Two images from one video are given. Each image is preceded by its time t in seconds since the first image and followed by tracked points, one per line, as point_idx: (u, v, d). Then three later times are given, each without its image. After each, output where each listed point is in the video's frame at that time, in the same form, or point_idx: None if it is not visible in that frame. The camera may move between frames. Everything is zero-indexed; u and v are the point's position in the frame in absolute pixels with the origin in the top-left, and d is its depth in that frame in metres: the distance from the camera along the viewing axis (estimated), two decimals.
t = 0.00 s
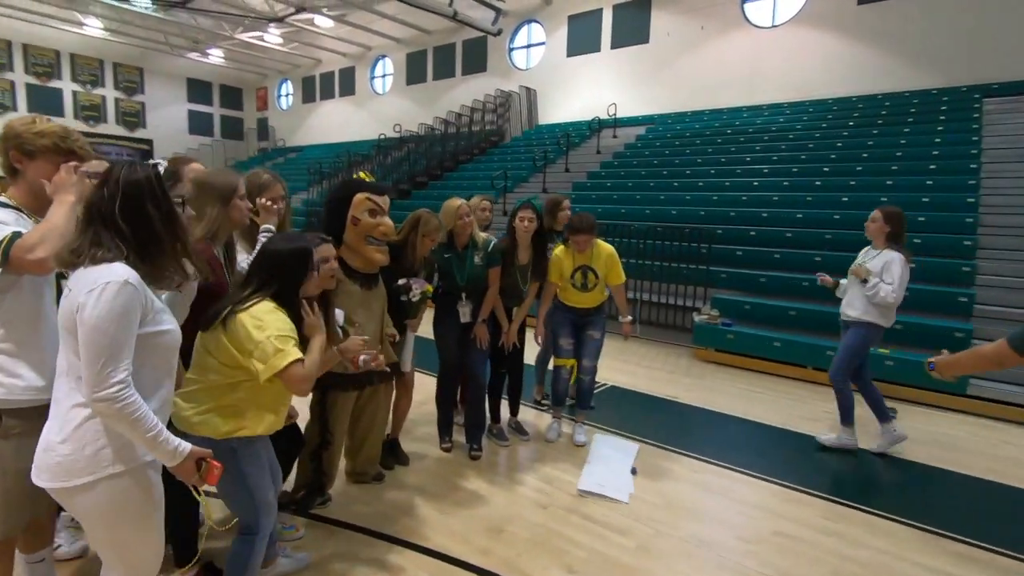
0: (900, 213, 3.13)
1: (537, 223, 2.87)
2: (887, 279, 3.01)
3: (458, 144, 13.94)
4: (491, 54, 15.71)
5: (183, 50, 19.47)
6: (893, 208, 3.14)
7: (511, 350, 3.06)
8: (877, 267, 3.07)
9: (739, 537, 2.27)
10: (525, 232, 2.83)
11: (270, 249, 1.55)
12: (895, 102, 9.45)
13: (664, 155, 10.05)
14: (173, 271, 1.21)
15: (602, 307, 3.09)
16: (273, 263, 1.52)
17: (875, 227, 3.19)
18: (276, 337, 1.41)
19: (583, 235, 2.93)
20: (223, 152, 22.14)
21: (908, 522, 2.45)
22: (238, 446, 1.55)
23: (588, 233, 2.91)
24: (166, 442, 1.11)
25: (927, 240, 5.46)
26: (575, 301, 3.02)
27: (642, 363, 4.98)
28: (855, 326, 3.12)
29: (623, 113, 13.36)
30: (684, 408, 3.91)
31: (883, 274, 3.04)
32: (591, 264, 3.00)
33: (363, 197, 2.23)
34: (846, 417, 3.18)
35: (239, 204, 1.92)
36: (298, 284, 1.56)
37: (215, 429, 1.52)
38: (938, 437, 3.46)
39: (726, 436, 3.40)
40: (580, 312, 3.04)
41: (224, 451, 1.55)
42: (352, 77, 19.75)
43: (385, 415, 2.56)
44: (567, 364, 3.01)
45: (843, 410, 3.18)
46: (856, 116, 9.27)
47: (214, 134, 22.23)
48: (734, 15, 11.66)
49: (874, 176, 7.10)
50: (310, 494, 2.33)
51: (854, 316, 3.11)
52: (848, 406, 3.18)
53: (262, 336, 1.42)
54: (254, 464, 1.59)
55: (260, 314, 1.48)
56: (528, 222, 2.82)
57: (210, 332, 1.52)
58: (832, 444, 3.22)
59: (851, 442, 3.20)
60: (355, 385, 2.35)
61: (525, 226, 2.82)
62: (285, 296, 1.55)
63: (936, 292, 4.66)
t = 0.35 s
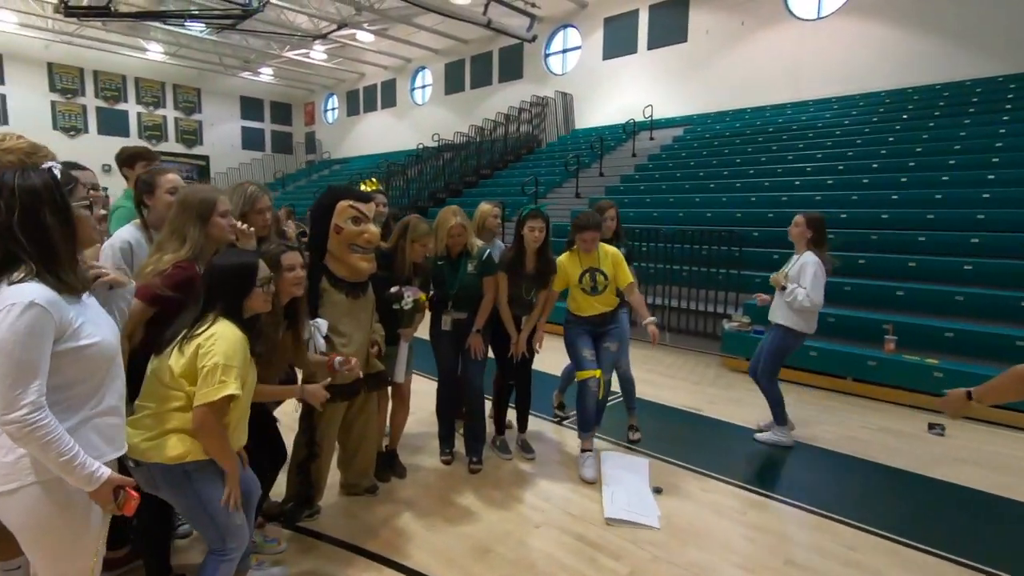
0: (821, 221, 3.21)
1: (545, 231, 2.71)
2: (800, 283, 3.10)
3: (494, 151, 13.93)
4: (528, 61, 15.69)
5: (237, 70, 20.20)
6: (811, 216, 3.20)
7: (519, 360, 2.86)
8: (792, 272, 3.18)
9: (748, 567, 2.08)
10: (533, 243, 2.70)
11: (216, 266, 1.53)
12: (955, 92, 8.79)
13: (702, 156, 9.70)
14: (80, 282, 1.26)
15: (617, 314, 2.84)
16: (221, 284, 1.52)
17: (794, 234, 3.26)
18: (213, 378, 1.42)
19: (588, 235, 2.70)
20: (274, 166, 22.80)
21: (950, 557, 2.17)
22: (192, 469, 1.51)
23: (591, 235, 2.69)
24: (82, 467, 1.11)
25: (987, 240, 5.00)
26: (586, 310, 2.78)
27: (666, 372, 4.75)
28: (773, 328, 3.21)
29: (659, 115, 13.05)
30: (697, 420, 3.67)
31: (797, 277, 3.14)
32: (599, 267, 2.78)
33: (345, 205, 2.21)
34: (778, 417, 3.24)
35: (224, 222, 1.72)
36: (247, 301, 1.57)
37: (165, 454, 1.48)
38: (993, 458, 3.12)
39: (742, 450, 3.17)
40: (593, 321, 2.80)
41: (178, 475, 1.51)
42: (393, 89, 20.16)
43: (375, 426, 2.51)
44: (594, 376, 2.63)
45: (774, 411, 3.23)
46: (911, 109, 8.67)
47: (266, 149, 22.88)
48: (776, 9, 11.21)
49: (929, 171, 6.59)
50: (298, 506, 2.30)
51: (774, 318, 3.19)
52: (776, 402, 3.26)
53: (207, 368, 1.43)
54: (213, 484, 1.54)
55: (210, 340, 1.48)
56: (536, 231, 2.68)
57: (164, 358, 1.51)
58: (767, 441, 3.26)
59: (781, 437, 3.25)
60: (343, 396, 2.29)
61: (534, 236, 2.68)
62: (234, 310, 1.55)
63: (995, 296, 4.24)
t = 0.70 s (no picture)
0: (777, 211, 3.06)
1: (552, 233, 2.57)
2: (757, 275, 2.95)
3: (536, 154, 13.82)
4: (569, 61, 15.53)
5: (292, 87, 20.89)
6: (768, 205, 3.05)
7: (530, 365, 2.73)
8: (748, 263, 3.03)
9: None
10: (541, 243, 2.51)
11: (182, 271, 1.52)
12: None
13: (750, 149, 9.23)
14: (55, 316, 1.27)
15: (620, 322, 2.68)
16: (183, 288, 1.50)
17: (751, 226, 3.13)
18: (181, 381, 1.39)
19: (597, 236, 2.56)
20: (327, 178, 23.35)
21: None
22: (151, 474, 1.48)
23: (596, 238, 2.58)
24: (16, 482, 1.16)
25: None
26: (595, 315, 2.64)
27: (701, 377, 4.49)
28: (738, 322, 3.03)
29: (705, 109, 12.59)
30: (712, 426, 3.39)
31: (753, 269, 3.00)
32: (606, 267, 2.64)
33: (333, 208, 2.20)
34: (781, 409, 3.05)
35: (188, 229, 1.67)
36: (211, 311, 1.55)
37: (124, 459, 1.46)
38: None
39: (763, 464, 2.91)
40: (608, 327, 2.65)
41: (137, 480, 1.48)
42: (439, 97, 20.42)
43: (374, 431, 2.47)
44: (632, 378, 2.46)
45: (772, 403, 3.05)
46: (982, 89, 7.96)
47: (320, 162, 23.46)
48: None
49: (1003, 154, 5.99)
50: (295, 512, 2.29)
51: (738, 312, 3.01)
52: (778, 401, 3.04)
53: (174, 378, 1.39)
54: (174, 491, 1.50)
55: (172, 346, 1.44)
56: (542, 231, 2.52)
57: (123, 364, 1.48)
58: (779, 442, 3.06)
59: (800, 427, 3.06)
60: (339, 401, 2.24)
61: (541, 236, 2.50)
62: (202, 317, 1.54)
63: None
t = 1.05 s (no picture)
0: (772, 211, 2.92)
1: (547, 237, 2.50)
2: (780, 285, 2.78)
3: (568, 157, 13.69)
4: (604, 62, 15.31)
5: (332, 95, 21.18)
6: (763, 203, 2.90)
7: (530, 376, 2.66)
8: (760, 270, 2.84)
9: None
10: (531, 247, 2.45)
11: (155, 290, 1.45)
12: None
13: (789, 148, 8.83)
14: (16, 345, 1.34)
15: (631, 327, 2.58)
16: (154, 309, 1.44)
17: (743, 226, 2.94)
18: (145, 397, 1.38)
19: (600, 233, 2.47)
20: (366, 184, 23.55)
21: None
22: (85, 506, 1.50)
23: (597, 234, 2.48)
24: None
25: None
26: (598, 321, 2.53)
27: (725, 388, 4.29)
28: (746, 332, 2.82)
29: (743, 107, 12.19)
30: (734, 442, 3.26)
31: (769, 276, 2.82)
32: (605, 272, 2.52)
33: (323, 218, 2.18)
34: (750, 427, 3.00)
35: (164, 245, 1.74)
36: (181, 334, 1.50)
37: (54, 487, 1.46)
38: None
39: (784, 488, 2.74)
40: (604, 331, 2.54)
41: (72, 509, 1.50)
42: (474, 102, 20.43)
43: (371, 443, 2.44)
44: (608, 395, 2.37)
45: (750, 420, 2.94)
46: None
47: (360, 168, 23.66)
48: None
49: None
50: (288, 523, 2.28)
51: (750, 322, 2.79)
52: (753, 417, 2.94)
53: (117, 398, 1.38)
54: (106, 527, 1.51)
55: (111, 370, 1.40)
56: (534, 235, 2.45)
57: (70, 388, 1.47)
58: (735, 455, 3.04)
59: (756, 447, 3.07)
60: (330, 413, 2.23)
61: (531, 239, 2.44)
62: (159, 347, 1.47)
63: None
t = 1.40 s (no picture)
0: (776, 219, 2.80)
1: (550, 245, 2.47)
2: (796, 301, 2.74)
3: (607, 164, 13.56)
4: (646, 68, 15.06)
5: (380, 107, 21.72)
6: (767, 211, 2.78)
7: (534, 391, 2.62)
8: (773, 283, 2.72)
9: None
10: (531, 257, 2.44)
11: (183, 298, 1.50)
12: None
13: (839, 152, 8.42)
14: None
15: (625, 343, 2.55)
16: (175, 321, 1.48)
17: (746, 236, 2.82)
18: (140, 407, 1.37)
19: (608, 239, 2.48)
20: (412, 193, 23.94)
21: None
22: (116, 500, 1.54)
23: (607, 239, 2.47)
24: None
25: None
26: (604, 333, 2.51)
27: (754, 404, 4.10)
28: (758, 346, 2.71)
29: (792, 111, 11.73)
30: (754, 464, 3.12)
31: (784, 290, 2.73)
32: (608, 284, 2.51)
33: (329, 228, 2.20)
34: (771, 447, 2.86)
35: (156, 256, 1.76)
36: (194, 345, 1.50)
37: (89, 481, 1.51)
38: None
39: (805, 515, 2.59)
40: (597, 343, 2.52)
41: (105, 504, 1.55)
42: (517, 111, 20.48)
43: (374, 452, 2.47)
44: (582, 415, 2.52)
45: (769, 439, 2.81)
46: None
47: (406, 176, 24.08)
48: None
49: None
50: (289, 529, 2.33)
51: (767, 336, 2.69)
52: (771, 436, 2.79)
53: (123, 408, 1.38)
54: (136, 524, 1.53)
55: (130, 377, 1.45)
56: (537, 246, 2.43)
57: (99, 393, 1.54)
58: (732, 472, 2.95)
59: (779, 469, 2.94)
60: (330, 421, 2.28)
61: (531, 250, 2.42)
62: (177, 349, 1.49)
63: None
